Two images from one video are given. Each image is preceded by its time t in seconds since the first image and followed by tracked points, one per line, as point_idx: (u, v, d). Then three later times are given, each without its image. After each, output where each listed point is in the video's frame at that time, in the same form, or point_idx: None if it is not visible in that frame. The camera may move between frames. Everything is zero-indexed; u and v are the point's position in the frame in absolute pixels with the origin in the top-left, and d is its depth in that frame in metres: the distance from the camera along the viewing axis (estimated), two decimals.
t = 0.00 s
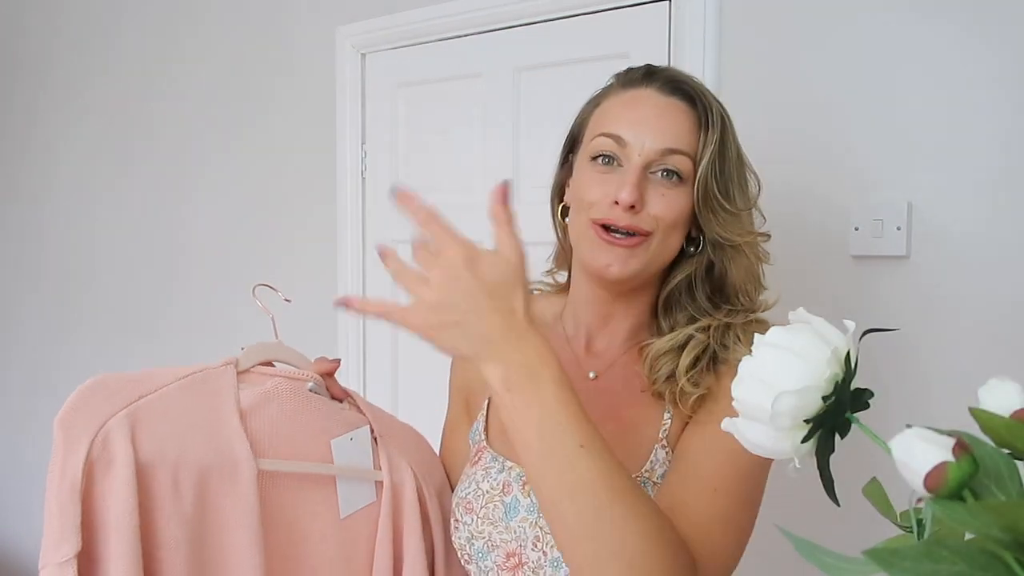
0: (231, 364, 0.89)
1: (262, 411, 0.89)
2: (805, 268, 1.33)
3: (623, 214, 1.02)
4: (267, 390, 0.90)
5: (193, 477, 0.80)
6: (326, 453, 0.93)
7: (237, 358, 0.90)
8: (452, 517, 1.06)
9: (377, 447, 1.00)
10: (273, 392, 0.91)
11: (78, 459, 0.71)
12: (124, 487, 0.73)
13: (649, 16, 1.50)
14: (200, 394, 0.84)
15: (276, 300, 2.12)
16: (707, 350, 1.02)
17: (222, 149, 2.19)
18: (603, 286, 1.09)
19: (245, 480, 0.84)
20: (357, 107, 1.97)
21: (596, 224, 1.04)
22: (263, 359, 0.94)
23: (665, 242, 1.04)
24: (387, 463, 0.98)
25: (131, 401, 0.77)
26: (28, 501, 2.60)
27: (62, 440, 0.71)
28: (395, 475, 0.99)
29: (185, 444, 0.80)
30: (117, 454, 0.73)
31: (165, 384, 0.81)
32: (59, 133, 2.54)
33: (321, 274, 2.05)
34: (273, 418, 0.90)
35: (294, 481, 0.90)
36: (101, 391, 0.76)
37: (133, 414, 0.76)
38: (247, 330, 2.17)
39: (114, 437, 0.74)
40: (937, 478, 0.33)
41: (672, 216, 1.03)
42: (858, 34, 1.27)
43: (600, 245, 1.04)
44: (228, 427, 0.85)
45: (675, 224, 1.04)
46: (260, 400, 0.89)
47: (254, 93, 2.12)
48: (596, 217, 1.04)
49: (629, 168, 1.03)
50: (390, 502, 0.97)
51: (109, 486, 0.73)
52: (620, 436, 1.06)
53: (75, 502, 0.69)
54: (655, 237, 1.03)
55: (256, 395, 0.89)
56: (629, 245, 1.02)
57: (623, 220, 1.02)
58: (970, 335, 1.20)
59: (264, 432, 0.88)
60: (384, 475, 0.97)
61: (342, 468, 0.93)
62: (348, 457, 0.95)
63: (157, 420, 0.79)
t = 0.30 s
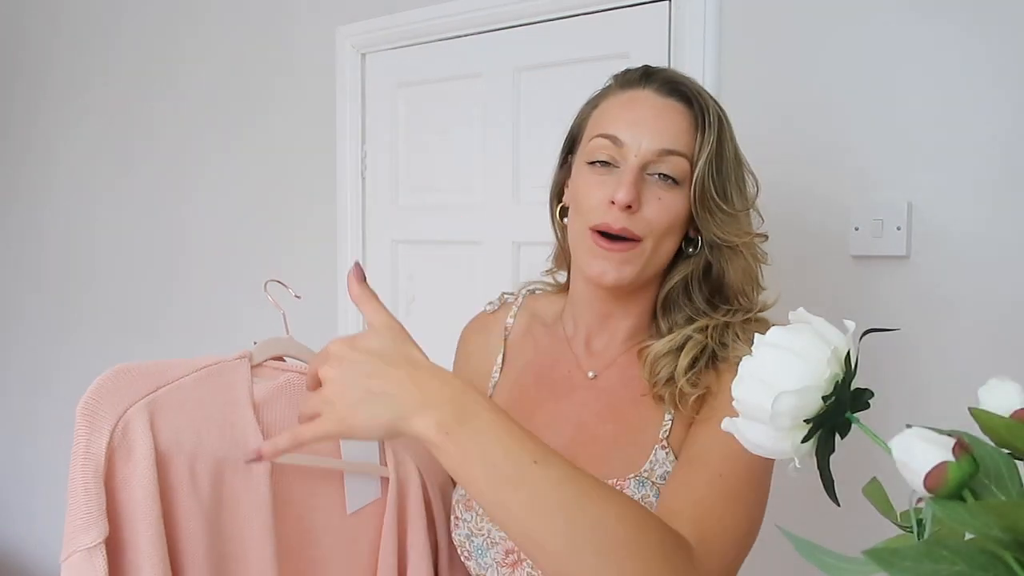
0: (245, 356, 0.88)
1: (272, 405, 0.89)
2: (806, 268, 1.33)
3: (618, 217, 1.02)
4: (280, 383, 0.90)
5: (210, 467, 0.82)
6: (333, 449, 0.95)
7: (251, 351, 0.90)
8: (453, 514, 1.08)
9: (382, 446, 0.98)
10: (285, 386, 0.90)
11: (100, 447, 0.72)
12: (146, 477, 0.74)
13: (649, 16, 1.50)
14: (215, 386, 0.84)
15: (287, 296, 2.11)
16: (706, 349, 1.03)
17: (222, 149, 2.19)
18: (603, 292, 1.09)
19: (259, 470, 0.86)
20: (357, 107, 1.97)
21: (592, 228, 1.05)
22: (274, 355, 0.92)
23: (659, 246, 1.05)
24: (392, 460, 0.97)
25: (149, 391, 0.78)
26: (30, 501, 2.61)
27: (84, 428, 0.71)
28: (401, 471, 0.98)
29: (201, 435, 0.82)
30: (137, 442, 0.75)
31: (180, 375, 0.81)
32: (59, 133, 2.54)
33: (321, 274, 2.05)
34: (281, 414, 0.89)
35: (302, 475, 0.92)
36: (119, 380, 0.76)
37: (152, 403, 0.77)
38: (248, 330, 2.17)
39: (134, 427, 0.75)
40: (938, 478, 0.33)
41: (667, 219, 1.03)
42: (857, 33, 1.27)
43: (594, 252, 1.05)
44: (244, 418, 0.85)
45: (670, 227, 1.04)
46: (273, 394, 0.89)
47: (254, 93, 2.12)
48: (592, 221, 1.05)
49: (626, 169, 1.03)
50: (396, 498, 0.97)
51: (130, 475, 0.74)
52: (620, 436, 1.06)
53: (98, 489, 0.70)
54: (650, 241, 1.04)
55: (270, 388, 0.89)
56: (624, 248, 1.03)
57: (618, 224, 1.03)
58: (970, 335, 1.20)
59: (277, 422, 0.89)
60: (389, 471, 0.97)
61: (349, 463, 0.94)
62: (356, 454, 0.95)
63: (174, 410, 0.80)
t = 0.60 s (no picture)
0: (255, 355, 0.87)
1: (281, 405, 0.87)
2: (806, 267, 1.33)
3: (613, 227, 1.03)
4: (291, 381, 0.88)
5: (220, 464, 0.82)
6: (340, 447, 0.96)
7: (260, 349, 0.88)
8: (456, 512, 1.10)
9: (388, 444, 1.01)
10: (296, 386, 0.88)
11: (113, 442, 0.72)
12: (157, 472, 0.74)
13: (649, 16, 1.50)
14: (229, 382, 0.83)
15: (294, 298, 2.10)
16: (702, 345, 1.03)
17: (223, 149, 2.19)
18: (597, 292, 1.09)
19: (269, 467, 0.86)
20: (357, 107, 1.97)
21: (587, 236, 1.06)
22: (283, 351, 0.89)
23: (655, 252, 1.05)
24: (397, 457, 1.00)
25: (161, 387, 0.78)
26: (33, 500, 2.62)
27: (98, 422, 0.72)
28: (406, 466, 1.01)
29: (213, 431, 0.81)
30: (150, 438, 0.75)
31: (192, 372, 0.81)
32: (60, 134, 2.54)
33: (322, 275, 2.05)
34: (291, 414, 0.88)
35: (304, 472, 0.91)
36: (132, 376, 0.76)
37: (165, 399, 0.78)
38: (248, 330, 2.17)
39: (146, 422, 0.75)
40: (937, 478, 0.33)
41: (662, 228, 1.04)
42: (858, 33, 1.27)
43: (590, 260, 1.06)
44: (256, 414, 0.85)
45: (665, 235, 1.05)
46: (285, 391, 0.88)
47: (254, 93, 2.12)
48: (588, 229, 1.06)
49: (621, 178, 1.03)
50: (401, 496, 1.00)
51: (142, 470, 0.74)
52: (618, 434, 1.07)
53: (110, 483, 0.70)
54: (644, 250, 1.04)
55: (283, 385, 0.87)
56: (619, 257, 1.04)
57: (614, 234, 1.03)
58: (970, 335, 1.20)
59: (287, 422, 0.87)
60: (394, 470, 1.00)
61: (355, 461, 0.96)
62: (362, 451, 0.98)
63: (187, 405, 0.80)
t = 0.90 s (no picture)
0: (255, 361, 0.93)
1: (281, 408, 0.94)
2: (806, 266, 1.33)
3: (605, 232, 1.04)
4: (289, 387, 0.95)
5: (218, 471, 0.86)
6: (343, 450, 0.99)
7: (262, 354, 0.95)
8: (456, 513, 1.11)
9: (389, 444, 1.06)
10: (297, 390, 0.96)
11: (111, 455, 0.76)
12: (154, 483, 0.78)
13: (649, 15, 1.50)
14: (228, 389, 0.89)
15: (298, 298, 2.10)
16: (709, 363, 1.03)
17: (222, 149, 2.19)
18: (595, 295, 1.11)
19: (266, 472, 0.89)
20: (357, 107, 1.97)
21: (581, 240, 1.07)
22: (284, 356, 0.98)
23: (649, 258, 1.06)
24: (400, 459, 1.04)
25: (159, 398, 0.82)
26: (33, 500, 2.62)
27: (95, 439, 0.75)
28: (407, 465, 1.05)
29: (210, 441, 0.85)
30: (145, 450, 0.78)
31: (189, 382, 0.86)
32: (61, 133, 2.54)
33: (322, 275, 2.05)
34: (295, 419, 0.95)
35: (314, 475, 0.96)
36: (129, 390, 0.80)
37: (162, 411, 0.81)
38: (249, 330, 2.18)
39: (143, 435, 0.78)
40: (938, 478, 0.33)
41: (656, 233, 1.04)
42: (858, 33, 1.27)
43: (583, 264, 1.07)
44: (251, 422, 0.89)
45: (659, 240, 1.05)
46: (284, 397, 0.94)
47: (254, 92, 2.12)
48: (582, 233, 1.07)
49: (614, 184, 1.04)
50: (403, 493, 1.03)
51: (140, 480, 0.77)
52: (619, 439, 1.07)
53: (108, 498, 0.74)
54: (637, 255, 1.05)
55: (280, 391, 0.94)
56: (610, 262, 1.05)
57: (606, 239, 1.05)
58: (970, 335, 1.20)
59: (286, 429, 0.94)
60: (397, 470, 1.03)
61: (357, 465, 0.99)
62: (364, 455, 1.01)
63: (183, 416, 0.84)
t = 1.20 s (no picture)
0: (256, 354, 0.93)
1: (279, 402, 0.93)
2: (805, 266, 1.33)
3: (606, 221, 1.05)
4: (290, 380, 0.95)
5: (213, 461, 0.87)
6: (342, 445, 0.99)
7: (263, 347, 0.95)
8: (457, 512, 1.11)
9: (391, 441, 1.06)
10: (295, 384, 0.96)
11: (106, 440, 0.78)
12: (146, 468, 0.79)
13: (649, 16, 1.50)
14: (227, 380, 0.89)
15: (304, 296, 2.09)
16: (708, 361, 1.03)
17: (222, 150, 2.19)
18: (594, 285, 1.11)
19: (263, 464, 0.90)
20: (357, 107, 1.97)
21: (582, 230, 1.08)
22: (286, 351, 0.98)
23: (650, 252, 1.06)
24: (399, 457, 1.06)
25: (158, 385, 0.83)
26: (34, 501, 2.63)
27: (92, 422, 0.77)
28: (405, 463, 1.06)
29: (207, 430, 0.86)
30: (140, 436, 0.80)
31: (189, 371, 0.87)
32: (62, 133, 2.54)
33: (322, 274, 2.05)
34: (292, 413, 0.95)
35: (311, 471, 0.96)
36: (129, 376, 0.81)
37: (159, 399, 0.83)
38: (248, 330, 2.17)
39: (139, 421, 0.80)
40: (937, 478, 0.33)
41: (656, 226, 1.05)
42: (858, 33, 1.27)
43: (582, 254, 1.07)
44: (249, 413, 0.90)
45: (660, 233, 1.05)
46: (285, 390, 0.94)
47: (254, 92, 2.12)
48: (583, 223, 1.08)
49: (617, 175, 1.05)
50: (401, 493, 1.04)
51: (134, 464, 0.79)
52: (617, 440, 1.07)
53: (100, 481, 0.76)
54: (637, 247, 1.05)
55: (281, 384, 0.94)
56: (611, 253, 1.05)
57: (607, 228, 1.05)
58: (970, 336, 1.20)
59: (283, 422, 0.93)
60: (396, 468, 1.05)
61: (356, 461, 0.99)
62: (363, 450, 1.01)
63: (180, 405, 0.85)
